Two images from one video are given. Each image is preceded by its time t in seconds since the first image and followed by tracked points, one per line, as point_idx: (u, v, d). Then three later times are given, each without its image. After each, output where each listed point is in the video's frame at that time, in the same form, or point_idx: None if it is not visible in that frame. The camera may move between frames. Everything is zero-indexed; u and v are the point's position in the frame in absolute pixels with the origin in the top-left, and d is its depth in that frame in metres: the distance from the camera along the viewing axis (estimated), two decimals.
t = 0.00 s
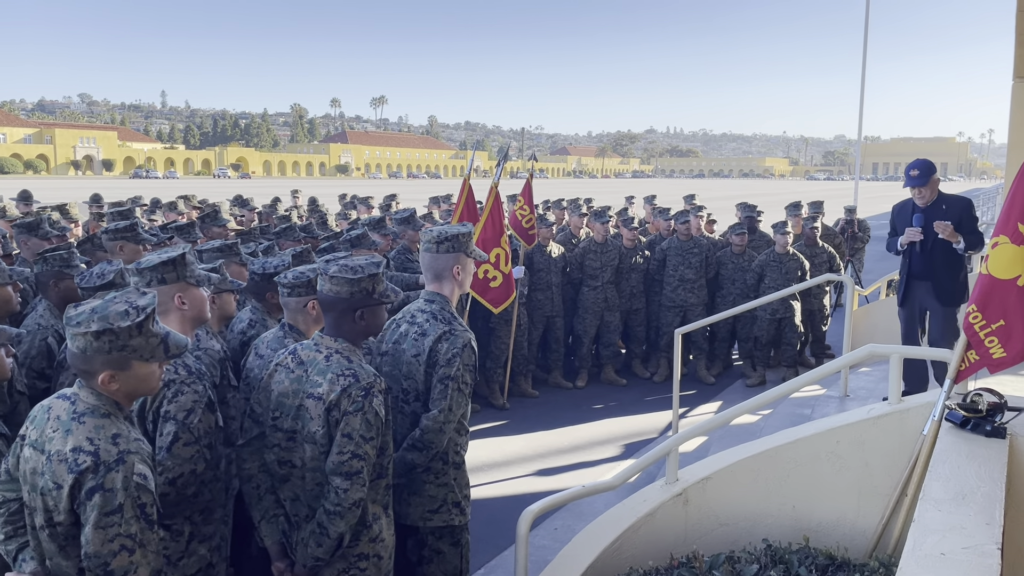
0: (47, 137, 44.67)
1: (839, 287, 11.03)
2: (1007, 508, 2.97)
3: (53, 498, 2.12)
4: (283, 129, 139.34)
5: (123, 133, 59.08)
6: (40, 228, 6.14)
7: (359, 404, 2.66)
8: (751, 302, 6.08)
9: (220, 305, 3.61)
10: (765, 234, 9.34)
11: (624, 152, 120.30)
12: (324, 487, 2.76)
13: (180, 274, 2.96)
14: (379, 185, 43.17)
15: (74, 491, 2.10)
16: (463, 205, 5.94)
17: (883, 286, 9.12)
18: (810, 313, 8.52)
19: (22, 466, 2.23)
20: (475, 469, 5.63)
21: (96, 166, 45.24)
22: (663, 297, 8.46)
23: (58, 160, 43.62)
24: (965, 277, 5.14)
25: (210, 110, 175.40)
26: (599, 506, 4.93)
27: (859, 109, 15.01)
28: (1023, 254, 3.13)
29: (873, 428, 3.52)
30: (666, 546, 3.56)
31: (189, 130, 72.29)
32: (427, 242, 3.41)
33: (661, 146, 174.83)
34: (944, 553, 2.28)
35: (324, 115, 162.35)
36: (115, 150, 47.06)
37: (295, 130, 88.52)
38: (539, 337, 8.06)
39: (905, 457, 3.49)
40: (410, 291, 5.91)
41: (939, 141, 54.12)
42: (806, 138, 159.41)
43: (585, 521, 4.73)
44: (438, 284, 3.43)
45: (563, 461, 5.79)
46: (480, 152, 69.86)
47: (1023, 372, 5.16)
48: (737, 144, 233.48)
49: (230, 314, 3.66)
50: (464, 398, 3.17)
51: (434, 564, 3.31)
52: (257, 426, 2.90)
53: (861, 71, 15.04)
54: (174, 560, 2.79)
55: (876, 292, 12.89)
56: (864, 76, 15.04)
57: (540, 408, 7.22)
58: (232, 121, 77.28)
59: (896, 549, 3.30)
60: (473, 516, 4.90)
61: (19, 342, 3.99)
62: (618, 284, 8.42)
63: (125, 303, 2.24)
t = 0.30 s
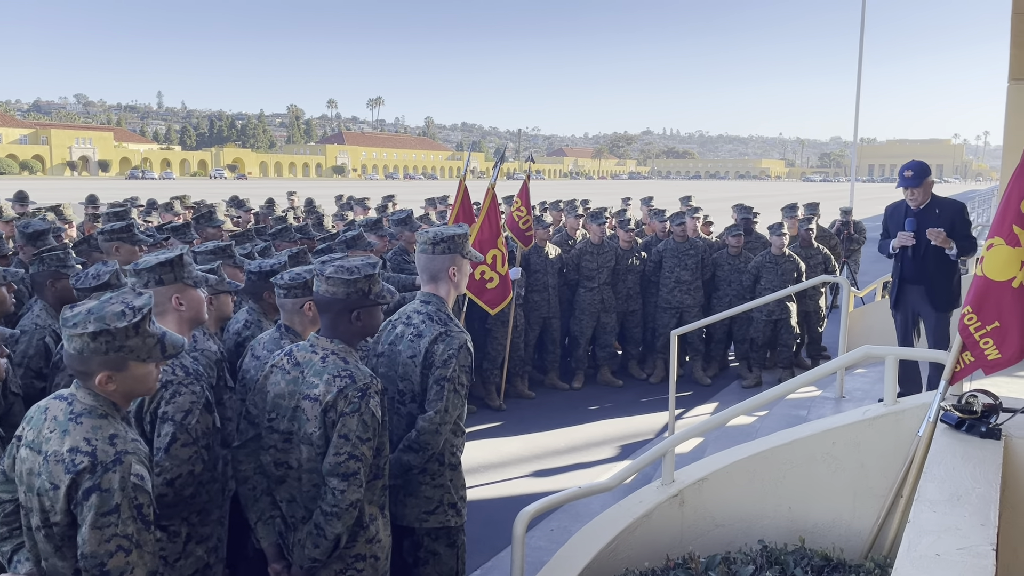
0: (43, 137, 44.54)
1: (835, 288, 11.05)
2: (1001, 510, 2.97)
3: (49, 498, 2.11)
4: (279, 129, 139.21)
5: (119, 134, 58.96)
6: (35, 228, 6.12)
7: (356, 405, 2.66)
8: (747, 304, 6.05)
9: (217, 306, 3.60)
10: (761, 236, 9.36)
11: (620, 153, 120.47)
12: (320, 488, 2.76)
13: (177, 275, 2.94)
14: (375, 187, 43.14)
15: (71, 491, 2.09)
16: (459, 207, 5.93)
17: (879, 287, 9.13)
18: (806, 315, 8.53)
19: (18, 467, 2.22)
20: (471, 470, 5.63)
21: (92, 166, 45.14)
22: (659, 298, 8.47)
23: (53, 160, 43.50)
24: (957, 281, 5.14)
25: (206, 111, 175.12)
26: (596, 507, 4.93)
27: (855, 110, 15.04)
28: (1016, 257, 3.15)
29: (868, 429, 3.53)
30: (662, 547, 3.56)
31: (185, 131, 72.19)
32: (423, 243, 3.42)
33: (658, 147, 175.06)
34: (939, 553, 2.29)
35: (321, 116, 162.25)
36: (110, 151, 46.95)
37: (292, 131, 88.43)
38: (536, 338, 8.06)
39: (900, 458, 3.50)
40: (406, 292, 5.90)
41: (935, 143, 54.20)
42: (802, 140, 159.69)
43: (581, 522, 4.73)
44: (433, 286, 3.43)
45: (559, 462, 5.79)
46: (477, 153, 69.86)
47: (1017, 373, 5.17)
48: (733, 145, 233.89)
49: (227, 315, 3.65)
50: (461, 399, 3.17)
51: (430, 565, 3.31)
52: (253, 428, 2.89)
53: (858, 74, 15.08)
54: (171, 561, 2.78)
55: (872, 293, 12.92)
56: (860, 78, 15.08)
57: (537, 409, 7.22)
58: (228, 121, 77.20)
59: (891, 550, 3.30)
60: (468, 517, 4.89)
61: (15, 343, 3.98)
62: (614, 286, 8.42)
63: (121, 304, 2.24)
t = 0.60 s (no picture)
0: (37, 138, 44.39)
1: (829, 289, 11.08)
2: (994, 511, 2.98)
3: (42, 501, 2.10)
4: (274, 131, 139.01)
5: (113, 135, 58.80)
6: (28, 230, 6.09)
7: (349, 407, 2.65)
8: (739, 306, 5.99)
9: (211, 308, 3.59)
10: (755, 237, 9.38)
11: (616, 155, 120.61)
12: (315, 490, 2.75)
13: (170, 277, 2.94)
14: (371, 189, 43.11)
15: (64, 494, 2.08)
16: (454, 208, 5.93)
17: (873, 288, 9.16)
18: (800, 316, 8.55)
19: (10, 469, 2.21)
20: (465, 472, 5.62)
21: (87, 168, 45.03)
22: (654, 300, 8.48)
23: (47, 161, 43.34)
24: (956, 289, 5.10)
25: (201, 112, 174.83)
26: (590, 509, 4.93)
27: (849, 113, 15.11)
28: (1008, 259, 3.18)
29: (862, 430, 3.54)
30: (657, 548, 3.56)
31: (180, 132, 72.04)
32: (418, 245, 3.42)
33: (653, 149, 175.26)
34: (932, 554, 2.29)
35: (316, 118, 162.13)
36: (105, 152, 46.82)
37: (287, 132, 88.32)
38: (531, 339, 8.05)
39: (894, 459, 3.51)
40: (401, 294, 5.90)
41: (929, 145, 54.45)
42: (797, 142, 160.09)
43: (576, 523, 4.73)
44: (427, 287, 3.42)
45: (553, 464, 5.78)
46: (473, 155, 69.86)
47: (1009, 374, 5.18)
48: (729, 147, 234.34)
49: (220, 317, 3.65)
50: (454, 401, 3.17)
51: (424, 566, 3.30)
52: (246, 430, 2.88)
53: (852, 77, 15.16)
54: (165, 563, 2.77)
55: (866, 295, 12.98)
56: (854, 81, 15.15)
57: (532, 411, 7.22)
58: (223, 122, 77.07)
59: (885, 550, 3.31)
60: (463, 519, 4.89)
61: (8, 344, 3.96)
62: (609, 287, 8.44)
63: (114, 305, 2.23)
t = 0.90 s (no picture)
0: (29, 140, 44.20)
1: (822, 291, 11.12)
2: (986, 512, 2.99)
3: (32, 504, 2.09)
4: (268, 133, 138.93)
5: (106, 137, 58.62)
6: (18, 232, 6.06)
7: (340, 409, 2.64)
8: (731, 309, 5.98)
9: (202, 309, 3.58)
10: (749, 239, 9.39)
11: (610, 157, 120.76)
12: (305, 493, 2.74)
13: (159, 279, 2.93)
14: (365, 191, 43.04)
15: (54, 497, 2.07)
16: (447, 210, 5.91)
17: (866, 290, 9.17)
18: (793, 318, 8.56)
19: None
20: (459, 474, 5.61)
21: (79, 170, 44.87)
22: (648, 301, 8.48)
23: (40, 163, 43.17)
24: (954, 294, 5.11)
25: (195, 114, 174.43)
26: (584, 510, 4.93)
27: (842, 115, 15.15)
28: (1000, 260, 3.19)
29: (854, 431, 3.54)
30: (650, 550, 3.56)
31: (174, 134, 71.87)
32: (409, 247, 3.41)
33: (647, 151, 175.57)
34: (923, 555, 2.30)
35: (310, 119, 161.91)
36: (98, 154, 46.66)
37: (281, 134, 88.25)
38: (525, 341, 8.04)
39: (886, 459, 3.51)
40: (394, 296, 5.88)
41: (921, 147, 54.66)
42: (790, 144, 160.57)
43: (569, 525, 4.72)
44: (419, 290, 3.42)
45: (547, 466, 5.78)
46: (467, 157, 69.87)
47: (1001, 376, 5.19)
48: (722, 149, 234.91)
49: (212, 319, 3.63)
50: (447, 403, 3.16)
51: (417, 569, 3.29)
52: (238, 432, 2.87)
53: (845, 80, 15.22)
54: (156, 567, 2.76)
55: (859, 297, 13.01)
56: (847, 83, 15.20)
57: (526, 413, 7.21)
58: (217, 124, 76.91)
59: (877, 551, 3.31)
60: (456, 521, 4.88)
61: None
62: (603, 289, 8.44)
63: (104, 307, 2.21)
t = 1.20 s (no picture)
0: (21, 142, 43.99)
1: (814, 293, 11.17)
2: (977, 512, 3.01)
3: (20, 507, 2.08)
4: (262, 136, 138.70)
5: (98, 139, 58.42)
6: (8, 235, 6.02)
7: (330, 412, 2.64)
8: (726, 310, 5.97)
9: (192, 311, 3.56)
10: (741, 241, 9.41)
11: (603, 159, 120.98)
12: (296, 496, 2.73)
13: (147, 281, 2.91)
14: (358, 193, 42.98)
15: (42, 500, 2.05)
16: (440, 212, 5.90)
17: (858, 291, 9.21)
18: (786, 319, 8.59)
19: None
20: (452, 477, 5.60)
21: (72, 172, 44.69)
22: (641, 303, 8.50)
23: (32, 166, 42.96)
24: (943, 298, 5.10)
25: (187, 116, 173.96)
26: (577, 512, 4.93)
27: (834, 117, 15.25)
28: (990, 261, 3.21)
29: (846, 433, 3.55)
30: (642, 552, 3.56)
31: (167, 137, 71.67)
32: (401, 249, 3.40)
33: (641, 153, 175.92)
34: (914, 555, 2.30)
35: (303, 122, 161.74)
36: (90, 156, 46.47)
37: (274, 137, 88.22)
38: (518, 343, 8.04)
39: (877, 460, 3.52)
40: (386, 298, 5.87)
41: (913, 149, 54.99)
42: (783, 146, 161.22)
43: (562, 527, 4.72)
44: (411, 291, 3.41)
45: (540, 468, 5.77)
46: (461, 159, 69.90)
47: (991, 376, 5.22)
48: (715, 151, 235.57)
49: (202, 321, 3.62)
50: (439, 405, 3.15)
51: (410, 572, 3.28)
52: (228, 435, 2.86)
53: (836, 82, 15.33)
54: (144, 570, 2.74)
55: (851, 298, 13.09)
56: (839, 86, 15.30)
57: (519, 414, 7.20)
58: (210, 127, 76.74)
59: (869, 552, 3.32)
60: (449, 523, 4.87)
61: None
62: (596, 291, 8.45)
63: (92, 309, 2.20)
